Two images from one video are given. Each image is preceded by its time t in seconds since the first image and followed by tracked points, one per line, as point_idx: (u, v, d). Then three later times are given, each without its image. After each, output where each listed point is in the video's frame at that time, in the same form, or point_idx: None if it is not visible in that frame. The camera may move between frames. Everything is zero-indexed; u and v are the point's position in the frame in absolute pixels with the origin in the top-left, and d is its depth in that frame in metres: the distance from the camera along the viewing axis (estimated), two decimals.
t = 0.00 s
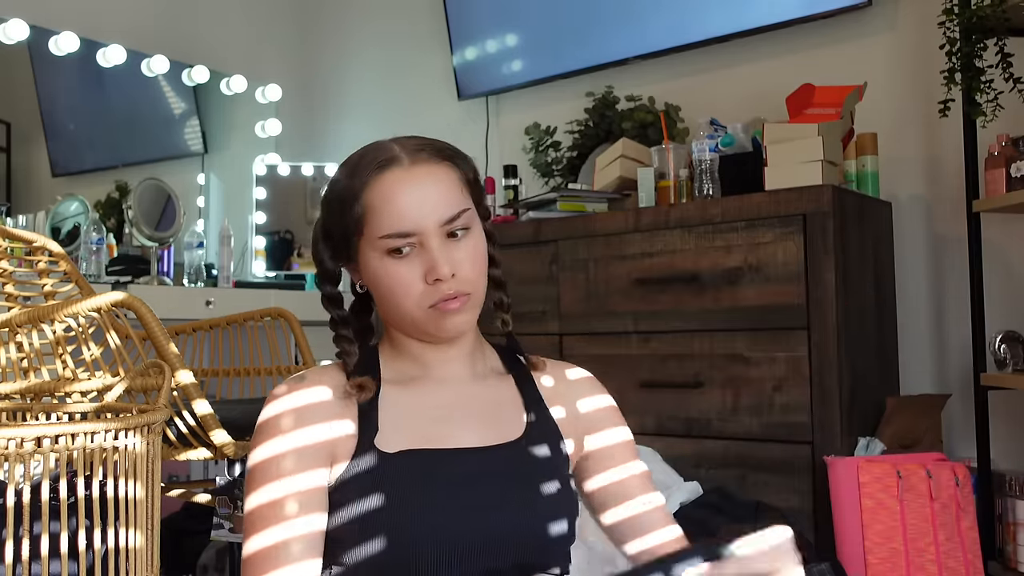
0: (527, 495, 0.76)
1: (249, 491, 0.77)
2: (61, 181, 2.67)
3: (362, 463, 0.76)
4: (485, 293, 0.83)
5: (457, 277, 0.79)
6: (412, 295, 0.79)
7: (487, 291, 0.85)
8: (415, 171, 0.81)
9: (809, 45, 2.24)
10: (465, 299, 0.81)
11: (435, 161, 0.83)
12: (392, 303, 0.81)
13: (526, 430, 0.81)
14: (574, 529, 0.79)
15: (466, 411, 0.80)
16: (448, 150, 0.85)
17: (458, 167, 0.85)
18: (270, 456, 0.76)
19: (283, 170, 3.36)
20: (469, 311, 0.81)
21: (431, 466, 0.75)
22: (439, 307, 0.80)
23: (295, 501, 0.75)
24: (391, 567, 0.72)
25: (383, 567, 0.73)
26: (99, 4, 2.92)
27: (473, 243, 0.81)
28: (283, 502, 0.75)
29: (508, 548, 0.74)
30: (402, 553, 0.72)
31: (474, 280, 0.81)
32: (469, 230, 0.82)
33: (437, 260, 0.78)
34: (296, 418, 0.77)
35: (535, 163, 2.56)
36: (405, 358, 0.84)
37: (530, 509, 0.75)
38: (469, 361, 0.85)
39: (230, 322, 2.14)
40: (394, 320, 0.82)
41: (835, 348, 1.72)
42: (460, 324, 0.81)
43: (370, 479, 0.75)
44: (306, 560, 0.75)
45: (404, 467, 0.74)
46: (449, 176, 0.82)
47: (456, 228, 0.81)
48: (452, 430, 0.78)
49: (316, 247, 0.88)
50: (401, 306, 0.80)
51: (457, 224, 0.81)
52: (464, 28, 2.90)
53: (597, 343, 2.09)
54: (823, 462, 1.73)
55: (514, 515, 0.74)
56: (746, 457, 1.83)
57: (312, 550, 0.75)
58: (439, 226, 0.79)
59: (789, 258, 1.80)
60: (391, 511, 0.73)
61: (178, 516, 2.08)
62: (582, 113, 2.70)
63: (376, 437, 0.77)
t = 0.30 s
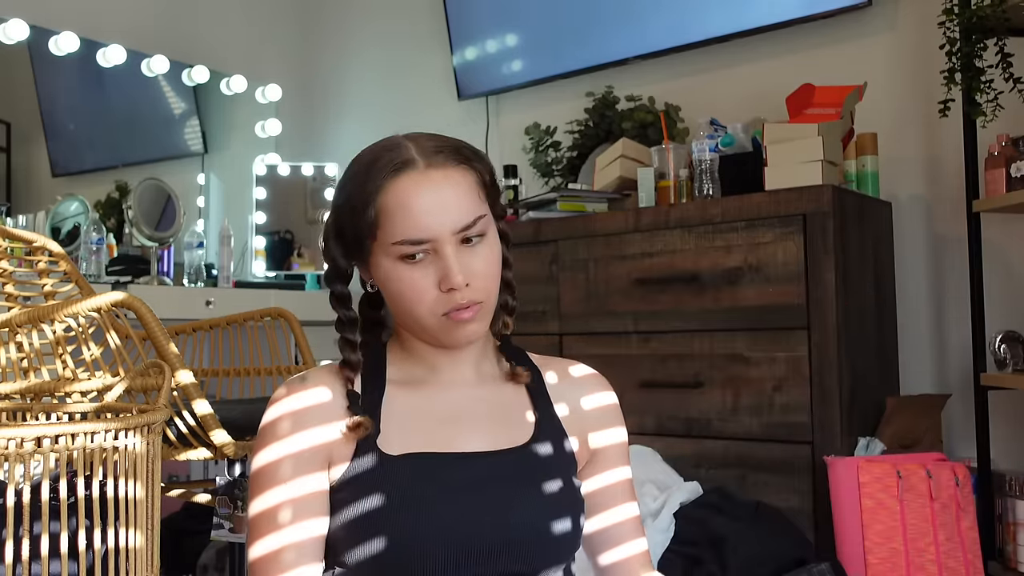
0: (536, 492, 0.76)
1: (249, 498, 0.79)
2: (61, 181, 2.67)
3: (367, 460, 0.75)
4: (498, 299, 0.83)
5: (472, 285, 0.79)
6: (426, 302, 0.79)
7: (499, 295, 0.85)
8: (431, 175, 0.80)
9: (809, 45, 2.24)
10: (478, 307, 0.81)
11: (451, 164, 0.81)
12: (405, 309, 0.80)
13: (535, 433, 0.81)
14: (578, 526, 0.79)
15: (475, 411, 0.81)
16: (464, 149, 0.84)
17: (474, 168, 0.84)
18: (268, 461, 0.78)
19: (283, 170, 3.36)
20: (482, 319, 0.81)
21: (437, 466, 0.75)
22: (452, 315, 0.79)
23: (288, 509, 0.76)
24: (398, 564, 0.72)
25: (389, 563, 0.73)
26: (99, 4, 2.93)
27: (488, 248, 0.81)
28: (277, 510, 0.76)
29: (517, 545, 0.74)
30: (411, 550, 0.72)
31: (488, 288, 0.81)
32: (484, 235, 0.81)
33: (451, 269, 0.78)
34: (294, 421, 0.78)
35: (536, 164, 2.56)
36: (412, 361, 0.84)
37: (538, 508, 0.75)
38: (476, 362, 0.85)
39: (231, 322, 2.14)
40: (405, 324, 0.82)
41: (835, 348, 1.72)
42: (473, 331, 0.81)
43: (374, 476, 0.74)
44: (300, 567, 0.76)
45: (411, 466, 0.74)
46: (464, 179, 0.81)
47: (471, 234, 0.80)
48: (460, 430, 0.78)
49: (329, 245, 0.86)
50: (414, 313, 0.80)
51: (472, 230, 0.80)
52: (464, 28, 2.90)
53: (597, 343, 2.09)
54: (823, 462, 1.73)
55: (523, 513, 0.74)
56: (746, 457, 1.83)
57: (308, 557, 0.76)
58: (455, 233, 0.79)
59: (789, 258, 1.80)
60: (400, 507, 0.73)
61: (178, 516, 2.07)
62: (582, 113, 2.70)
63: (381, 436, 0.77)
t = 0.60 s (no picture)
0: (538, 492, 0.76)
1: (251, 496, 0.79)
2: (61, 181, 2.67)
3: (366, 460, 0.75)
4: (497, 295, 0.83)
5: (470, 281, 0.79)
6: (425, 301, 0.79)
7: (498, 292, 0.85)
8: (421, 173, 0.80)
9: (809, 45, 2.24)
10: (477, 303, 0.80)
11: (440, 161, 0.81)
12: (404, 310, 0.80)
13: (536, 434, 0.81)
14: (579, 525, 0.79)
15: (476, 410, 0.81)
16: (453, 147, 0.84)
17: (464, 165, 0.84)
18: (269, 460, 0.78)
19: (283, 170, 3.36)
20: (481, 314, 0.81)
21: (438, 466, 0.74)
22: (453, 312, 0.79)
23: (288, 509, 0.76)
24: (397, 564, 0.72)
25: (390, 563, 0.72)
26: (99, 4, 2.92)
27: (483, 243, 0.81)
28: (278, 509, 0.77)
29: (518, 544, 0.74)
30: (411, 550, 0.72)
31: (486, 283, 0.80)
32: (479, 231, 0.81)
33: (449, 265, 0.78)
34: (294, 420, 0.78)
35: (535, 163, 2.56)
36: (413, 360, 0.84)
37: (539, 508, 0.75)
38: (476, 361, 0.85)
39: (230, 322, 2.14)
40: (406, 326, 0.82)
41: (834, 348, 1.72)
42: (473, 328, 0.81)
43: (377, 477, 0.74)
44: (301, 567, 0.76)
45: (412, 466, 0.74)
46: (454, 175, 0.81)
47: (466, 230, 0.80)
48: (462, 429, 0.78)
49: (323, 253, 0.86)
50: (414, 313, 0.79)
51: (467, 226, 0.80)
52: (464, 28, 2.90)
53: (597, 343, 2.09)
54: (823, 462, 1.73)
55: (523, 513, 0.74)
56: (746, 457, 1.83)
57: (308, 556, 0.76)
58: (449, 229, 0.79)
59: (789, 258, 1.80)
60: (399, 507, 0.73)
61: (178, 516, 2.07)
62: (582, 113, 2.70)
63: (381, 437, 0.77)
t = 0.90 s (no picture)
0: (529, 492, 0.75)
1: (241, 496, 0.78)
2: (61, 181, 2.67)
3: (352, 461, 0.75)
4: (490, 289, 0.83)
5: (464, 278, 0.79)
6: (420, 301, 0.79)
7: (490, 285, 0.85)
8: (407, 170, 0.79)
9: (809, 45, 2.24)
10: (472, 300, 0.80)
11: (424, 156, 0.81)
12: (398, 310, 0.80)
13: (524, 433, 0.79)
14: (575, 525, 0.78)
15: (464, 410, 0.80)
16: (437, 139, 0.84)
17: (448, 157, 0.83)
18: (267, 459, 0.77)
19: (283, 171, 3.36)
20: (477, 310, 0.81)
21: (424, 469, 0.74)
22: (449, 310, 0.79)
23: (289, 508, 0.77)
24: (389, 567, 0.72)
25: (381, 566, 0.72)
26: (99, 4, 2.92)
27: (475, 238, 0.81)
28: (279, 508, 0.77)
29: (512, 545, 0.73)
30: (401, 551, 0.71)
31: (479, 279, 0.80)
32: (469, 225, 0.81)
33: (442, 264, 0.78)
34: (297, 417, 0.79)
35: (535, 164, 2.56)
36: (405, 361, 0.84)
37: (530, 506, 0.74)
38: (469, 361, 0.85)
39: (230, 322, 2.14)
40: (400, 326, 0.82)
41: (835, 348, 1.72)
42: (469, 324, 0.81)
43: (360, 479, 0.74)
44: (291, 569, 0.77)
45: (397, 468, 0.74)
46: (440, 170, 0.80)
47: (456, 225, 0.80)
48: (448, 430, 0.78)
49: (311, 256, 0.86)
50: (409, 314, 0.80)
51: (457, 221, 0.80)
52: (464, 28, 2.90)
53: (597, 343, 2.09)
54: (823, 462, 1.73)
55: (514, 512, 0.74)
56: (747, 457, 1.83)
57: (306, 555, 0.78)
58: (441, 226, 0.78)
59: (789, 258, 1.80)
60: (386, 509, 0.72)
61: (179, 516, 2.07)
62: (582, 113, 2.70)
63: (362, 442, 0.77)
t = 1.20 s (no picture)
0: (527, 491, 0.74)
1: (242, 489, 0.78)
2: (61, 181, 2.67)
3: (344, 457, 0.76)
4: (492, 293, 0.83)
5: (464, 281, 0.78)
6: (418, 301, 0.79)
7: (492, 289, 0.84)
8: (415, 164, 0.79)
9: (809, 45, 2.24)
10: (471, 303, 0.80)
11: (434, 151, 0.80)
12: (396, 310, 0.80)
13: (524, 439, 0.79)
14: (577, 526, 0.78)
15: (460, 415, 0.80)
16: (448, 135, 0.83)
17: (459, 153, 0.83)
18: (273, 450, 0.78)
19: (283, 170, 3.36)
20: (476, 314, 0.81)
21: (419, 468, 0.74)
22: (446, 313, 0.79)
23: (294, 501, 0.77)
24: (407, 565, 0.72)
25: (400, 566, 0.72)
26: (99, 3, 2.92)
27: (479, 239, 0.81)
28: (284, 500, 0.77)
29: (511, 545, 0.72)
30: (418, 544, 0.71)
31: (481, 282, 0.80)
32: (475, 225, 0.80)
33: (442, 265, 0.77)
34: (303, 408, 0.80)
35: (535, 163, 2.56)
36: (400, 362, 0.84)
37: (534, 505, 0.74)
38: (469, 364, 0.84)
39: (230, 322, 2.14)
40: (396, 326, 0.82)
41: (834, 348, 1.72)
42: (467, 328, 0.80)
43: (363, 478, 0.74)
44: (292, 567, 0.77)
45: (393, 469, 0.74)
46: (450, 166, 0.80)
47: (461, 225, 0.79)
48: (443, 434, 0.78)
49: (309, 248, 0.87)
50: (407, 314, 0.79)
51: (462, 221, 0.79)
52: (464, 28, 2.90)
53: (597, 343, 2.09)
54: (823, 461, 1.73)
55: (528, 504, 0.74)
56: (746, 457, 1.83)
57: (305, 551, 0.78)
58: (444, 225, 0.78)
59: (789, 258, 1.80)
60: (401, 506, 0.72)
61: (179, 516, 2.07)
62: (582, 113, 2.70)
63: (354, 442, 0.77)
